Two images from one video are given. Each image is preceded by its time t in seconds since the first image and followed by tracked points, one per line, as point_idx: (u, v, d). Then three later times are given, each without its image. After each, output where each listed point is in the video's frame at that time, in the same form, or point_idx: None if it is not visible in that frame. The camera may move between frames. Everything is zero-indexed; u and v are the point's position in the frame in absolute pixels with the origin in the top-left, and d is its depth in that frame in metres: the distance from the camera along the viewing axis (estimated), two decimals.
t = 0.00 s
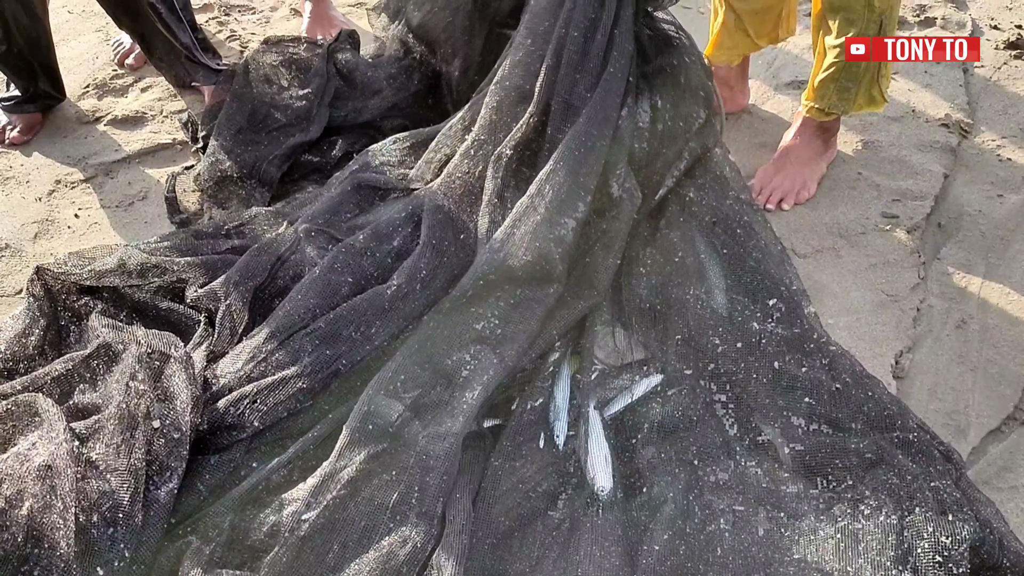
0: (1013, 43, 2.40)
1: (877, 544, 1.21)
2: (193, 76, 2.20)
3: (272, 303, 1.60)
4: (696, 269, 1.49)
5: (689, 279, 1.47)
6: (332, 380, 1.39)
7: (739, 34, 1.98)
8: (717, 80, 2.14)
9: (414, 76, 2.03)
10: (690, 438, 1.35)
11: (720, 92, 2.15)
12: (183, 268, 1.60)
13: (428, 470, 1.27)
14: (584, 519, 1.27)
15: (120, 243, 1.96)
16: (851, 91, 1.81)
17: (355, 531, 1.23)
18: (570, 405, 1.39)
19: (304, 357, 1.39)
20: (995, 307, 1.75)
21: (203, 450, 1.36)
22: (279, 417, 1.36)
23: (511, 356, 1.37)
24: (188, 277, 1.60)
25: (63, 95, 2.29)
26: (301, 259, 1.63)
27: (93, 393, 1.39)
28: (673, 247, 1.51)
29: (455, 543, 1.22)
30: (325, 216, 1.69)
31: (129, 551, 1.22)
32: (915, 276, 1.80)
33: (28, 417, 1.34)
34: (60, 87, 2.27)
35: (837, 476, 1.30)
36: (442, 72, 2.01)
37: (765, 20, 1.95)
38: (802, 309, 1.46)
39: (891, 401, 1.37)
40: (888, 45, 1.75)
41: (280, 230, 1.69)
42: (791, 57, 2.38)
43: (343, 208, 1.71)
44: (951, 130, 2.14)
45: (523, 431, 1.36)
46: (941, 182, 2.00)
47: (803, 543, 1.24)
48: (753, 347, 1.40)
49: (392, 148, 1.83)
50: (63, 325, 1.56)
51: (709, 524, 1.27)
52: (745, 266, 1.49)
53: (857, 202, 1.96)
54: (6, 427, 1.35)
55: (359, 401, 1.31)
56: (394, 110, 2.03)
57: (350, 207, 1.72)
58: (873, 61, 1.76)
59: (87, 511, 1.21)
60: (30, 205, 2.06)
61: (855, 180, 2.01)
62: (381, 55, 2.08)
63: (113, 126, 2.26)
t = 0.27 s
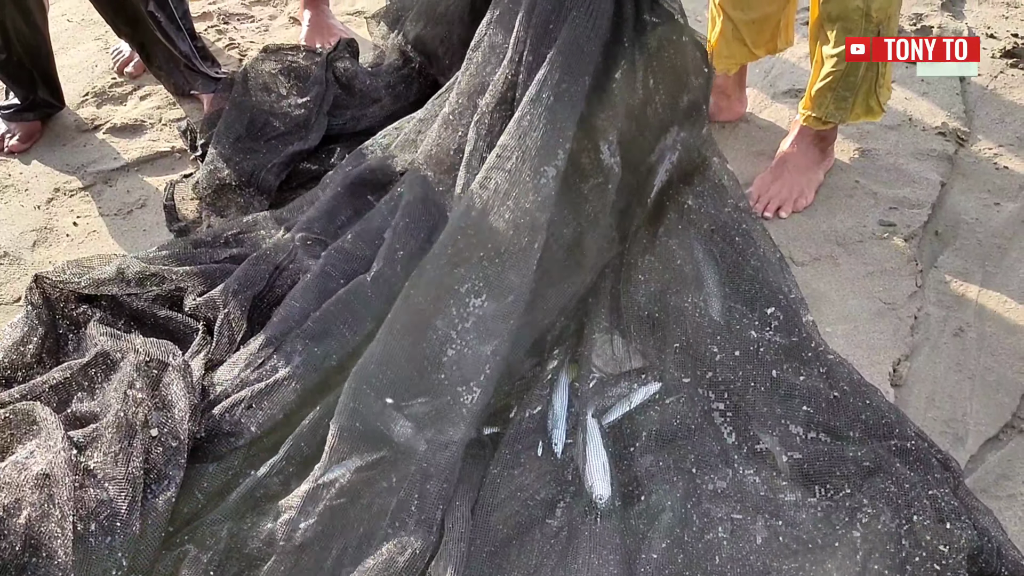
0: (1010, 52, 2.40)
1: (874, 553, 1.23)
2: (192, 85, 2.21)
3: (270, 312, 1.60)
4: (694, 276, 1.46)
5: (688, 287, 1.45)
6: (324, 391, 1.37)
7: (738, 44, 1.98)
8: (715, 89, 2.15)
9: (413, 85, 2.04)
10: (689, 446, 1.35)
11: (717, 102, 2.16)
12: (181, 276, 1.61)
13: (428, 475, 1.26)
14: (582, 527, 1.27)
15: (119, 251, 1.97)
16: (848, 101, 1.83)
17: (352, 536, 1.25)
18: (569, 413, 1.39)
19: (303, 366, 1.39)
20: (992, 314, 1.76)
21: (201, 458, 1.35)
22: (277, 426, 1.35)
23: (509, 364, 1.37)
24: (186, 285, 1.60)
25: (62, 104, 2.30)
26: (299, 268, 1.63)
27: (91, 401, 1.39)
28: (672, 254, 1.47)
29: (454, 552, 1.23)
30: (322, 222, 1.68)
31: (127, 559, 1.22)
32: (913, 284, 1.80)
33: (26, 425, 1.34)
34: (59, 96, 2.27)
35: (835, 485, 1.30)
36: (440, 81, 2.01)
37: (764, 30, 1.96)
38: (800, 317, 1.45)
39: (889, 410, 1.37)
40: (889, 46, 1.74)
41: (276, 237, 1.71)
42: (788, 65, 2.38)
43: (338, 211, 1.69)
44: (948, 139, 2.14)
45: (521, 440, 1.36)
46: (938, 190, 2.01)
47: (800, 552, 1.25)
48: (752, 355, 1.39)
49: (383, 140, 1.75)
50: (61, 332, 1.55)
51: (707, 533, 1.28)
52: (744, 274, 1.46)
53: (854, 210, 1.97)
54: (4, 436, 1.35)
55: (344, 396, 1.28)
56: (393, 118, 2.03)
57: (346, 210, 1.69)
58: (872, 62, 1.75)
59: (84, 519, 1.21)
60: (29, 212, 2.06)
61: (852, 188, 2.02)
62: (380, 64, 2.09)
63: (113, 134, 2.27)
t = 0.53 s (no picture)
0: (1011, 56, 2.41)
1: (877, 557, 1.20)
2: (193, 89, 2.21)
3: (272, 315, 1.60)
4: (694, 281, 1.48)
5: (688, 291, 1.46)
6: (328, 400, 1.39)
7: (739, 49, 1.99)
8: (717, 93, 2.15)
9: (414, 88, 2.05)
10: (690, 449, 1.35)
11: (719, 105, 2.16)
12: (182, 279, 1.61)
13: (426, 486, 1.28)
14: (584, 531, 1.27)
15: (120, 254, 1.97)
16: (850, 106, 1.83)
17: (349, 541, 1.24)
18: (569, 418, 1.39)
19: (304, 370, 1.39)
20: (993, 318, 1.76)
21: (201, 461, 1.34)
22: (279, 429, 1.35)
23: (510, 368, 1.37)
24: (187, 289, 1.60)
25: (63, 107, 2.30)
26: (301, 272, 1.64)
27: (92, 404, 1.39)
28: (672, 259, 1.49)
29: (454, 555, 1.22)
30: (324, 227, 1.70)
31: (128, 563, 1.21)
32: (914, 287, 1.80)
33: (27, 428, 1.34)
34: (60, 99, 2.27)
35: (836, 488, 1.30)
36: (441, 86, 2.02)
37: (765, 37, 1.96)
38: (802, 320, 1.46)
39: (891, 414, 1.37)
40: (890, 46, 1.72)
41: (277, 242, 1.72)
42: (789, 70, 2.39)
43: (343, 220, 1.72)
44: (949, 143, 2.15)
45: (522, 443, 1.36)
46: (939, 194, 2.01)
47: (802, 555, 1.24)
48: (752, 359, 1.40)
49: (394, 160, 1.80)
50: (61, 336, 1.55)
51: (709, 536, 1.27)
52: (744, 279, 1.48)
53: (854, 214, 1.97)
54: (5, 439, 1.34)
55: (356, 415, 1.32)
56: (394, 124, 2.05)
57: (351, 220, 1.73)
58: (874, 62, 1.74)
59: (85, 522, 1.20)
60: (30, 216, 2.06)
61: (853, 191, 2.02)
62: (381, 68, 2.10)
63: (114, 138, 2.27)
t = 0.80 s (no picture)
0: (1015, 59, 2.41)
1: (881, 560, 1.19)
2: (198, 92, 2.23)
3: (276, 318, 1.60)
4: (700, 284, 1.50)
5: (694, 294, 1.48)
6: (335, 405, 1.38)
7: (743, 53, 1.99)
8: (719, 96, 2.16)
9: (419, 92, 2.05)
10: (695, 452, 1.34)
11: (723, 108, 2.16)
12: (186, 281, 1.61)
13: (428, 487, 1.26)
14: (587, 534, 1.26)
15: (124, 257, 1.97)
16: (854, 111, 1.84)
17: (354, 545, 1.22)
18: (572, 421, 1.39)
19: (308, 372, 1.38)
20: (998, 321, 1.75)
21: (205, 464, 1.34)
22: (282, 431, 1.35)
23: (514, 371, 1.37)
24: (192, 291, 1.60)
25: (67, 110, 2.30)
26: (305, 275, 1.64)
27: (97, 407, 1.39)
28: (677, 261, 1.53)
29: (457, 557, 1.21)
30: (331, 230, 1.71)
31: (131, 565, 1.21)
32: (918, 290, 1.80)
33: (32, 430, 1.34)
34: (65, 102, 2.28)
35: (839, 492, 1.30)
36: (445, 89, 2.03)
37: (769, 40, 1.95)
38: (806, 322, 1.48)
39: (895, 418, 1.37)
40: (891, 46, 1.72)
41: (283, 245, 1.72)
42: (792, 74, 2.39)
43: (349, 224, 1.73)
44: (953, 146, 2.15)
45: (525, 446, 1.36)
46: (943, 197, 2.01)
47: (806, 559, 1.23)
48: (757, 361, 1.40)
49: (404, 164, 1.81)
50: (66, 338, 1.56)
51: (713, 539, 1.27)
52: (748, 282, 1.52)
53: (858, 217, 1.97)
54: (10, 440, 1.35)
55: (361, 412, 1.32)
56: (398, 126, 2.04)
57: (357, 222, 1.73)
58: (874, 62, 1.74)
59: (89, 525, 1.20)
60: (34, 219, 2.07)
61: (857, 195, 2.02)
62: (385, 72, 2.10)
63: (118, 141, 2.27)
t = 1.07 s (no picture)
0: (1017, 63, 2.41)
1: (883, 565, 1.19)
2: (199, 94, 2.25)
3: (278, 322, 1.61)
4: (701, 288, 1.51)
5: (695, 298, 1.49)
6: (336, 409, 1.38)
7: (745, 57, 1.99)
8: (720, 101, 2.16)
9: (421, 96, 2.05)
10: (697, 457, 1.33)
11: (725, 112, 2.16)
12: (188, 285, 1.62)
13: (430, 491, 1.26)
14: (589, 539, 1.26)
15: (126, 261, 1.97)
16: (856, 115, 1.84)
17: (356, 549, 1.22)
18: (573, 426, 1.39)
19: (309, 376, 1.38)
20: (999, 325, 1.75)
21: (207, 468, 1.34)
22: (284, 435, 1.35)
23: (516, 376, 1.37)
24: (193, 295, 1.61)
25: (70, 114, 2.31)
26: (307, 279, 1.64)
27: (98, 410, 1.40)
28: (678, 265, 1.54)
29: (458, 561, 1.21)
30: (333, 234, 1.72)
31: (133, 569, 1.20)
32: (919, 295, 1.80)
33: (33, 434, 1.34)
34: (67, 106, 2.28)
35: (841, 496, 1.29)
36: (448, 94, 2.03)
37: (772, 44, 1.97)
38: (809, 327, 1.48)
39: (896, 422, 1.38)
40: (891, 46, 1.72)
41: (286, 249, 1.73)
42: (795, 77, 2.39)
43: (352, 228, 1.74)
44: (954, 150, 2.15)
45: (527, 451, 1.37)
46: (945, 201, 2.01)
47: (808, 564, 1.23)
48: (758, 365, 1.41)
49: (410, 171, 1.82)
50: (67, 342, 1.55)
51: (715, 543, 1.27)
52: (748, 286, 1.53)
53: (860, 221, 1.97)
54: (10, 445, 1.35)
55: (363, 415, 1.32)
56: (400, 130, 2.05)
57: (360, 227, 1.75)
58: (875, 62, 1.74)
59: (91, 529, 1.19)
60: (36, 223, 2.07)
61: (858, 199, 2.02)
62: (388, 76, 2.11)
63: (120, 145, 2.28)
